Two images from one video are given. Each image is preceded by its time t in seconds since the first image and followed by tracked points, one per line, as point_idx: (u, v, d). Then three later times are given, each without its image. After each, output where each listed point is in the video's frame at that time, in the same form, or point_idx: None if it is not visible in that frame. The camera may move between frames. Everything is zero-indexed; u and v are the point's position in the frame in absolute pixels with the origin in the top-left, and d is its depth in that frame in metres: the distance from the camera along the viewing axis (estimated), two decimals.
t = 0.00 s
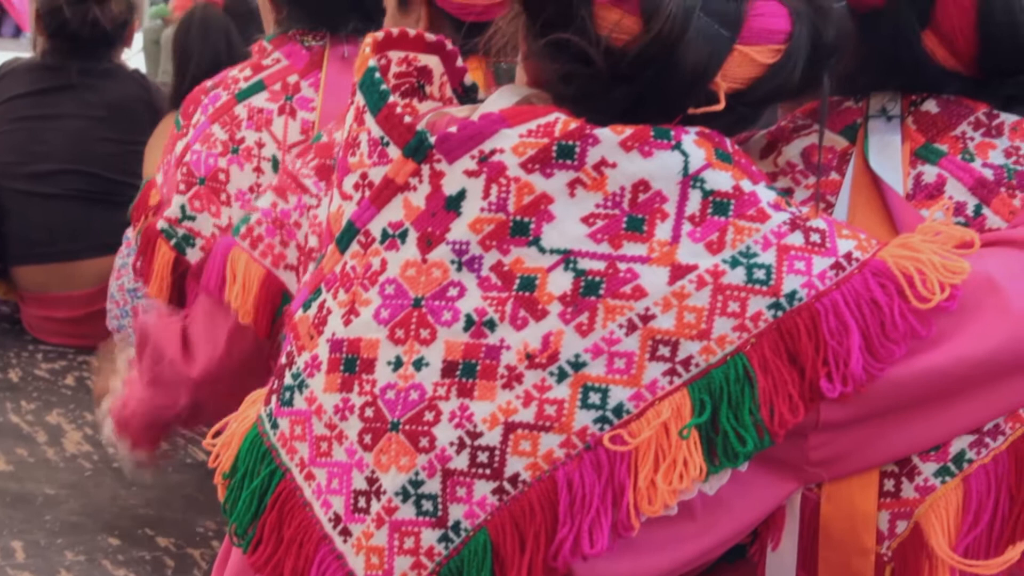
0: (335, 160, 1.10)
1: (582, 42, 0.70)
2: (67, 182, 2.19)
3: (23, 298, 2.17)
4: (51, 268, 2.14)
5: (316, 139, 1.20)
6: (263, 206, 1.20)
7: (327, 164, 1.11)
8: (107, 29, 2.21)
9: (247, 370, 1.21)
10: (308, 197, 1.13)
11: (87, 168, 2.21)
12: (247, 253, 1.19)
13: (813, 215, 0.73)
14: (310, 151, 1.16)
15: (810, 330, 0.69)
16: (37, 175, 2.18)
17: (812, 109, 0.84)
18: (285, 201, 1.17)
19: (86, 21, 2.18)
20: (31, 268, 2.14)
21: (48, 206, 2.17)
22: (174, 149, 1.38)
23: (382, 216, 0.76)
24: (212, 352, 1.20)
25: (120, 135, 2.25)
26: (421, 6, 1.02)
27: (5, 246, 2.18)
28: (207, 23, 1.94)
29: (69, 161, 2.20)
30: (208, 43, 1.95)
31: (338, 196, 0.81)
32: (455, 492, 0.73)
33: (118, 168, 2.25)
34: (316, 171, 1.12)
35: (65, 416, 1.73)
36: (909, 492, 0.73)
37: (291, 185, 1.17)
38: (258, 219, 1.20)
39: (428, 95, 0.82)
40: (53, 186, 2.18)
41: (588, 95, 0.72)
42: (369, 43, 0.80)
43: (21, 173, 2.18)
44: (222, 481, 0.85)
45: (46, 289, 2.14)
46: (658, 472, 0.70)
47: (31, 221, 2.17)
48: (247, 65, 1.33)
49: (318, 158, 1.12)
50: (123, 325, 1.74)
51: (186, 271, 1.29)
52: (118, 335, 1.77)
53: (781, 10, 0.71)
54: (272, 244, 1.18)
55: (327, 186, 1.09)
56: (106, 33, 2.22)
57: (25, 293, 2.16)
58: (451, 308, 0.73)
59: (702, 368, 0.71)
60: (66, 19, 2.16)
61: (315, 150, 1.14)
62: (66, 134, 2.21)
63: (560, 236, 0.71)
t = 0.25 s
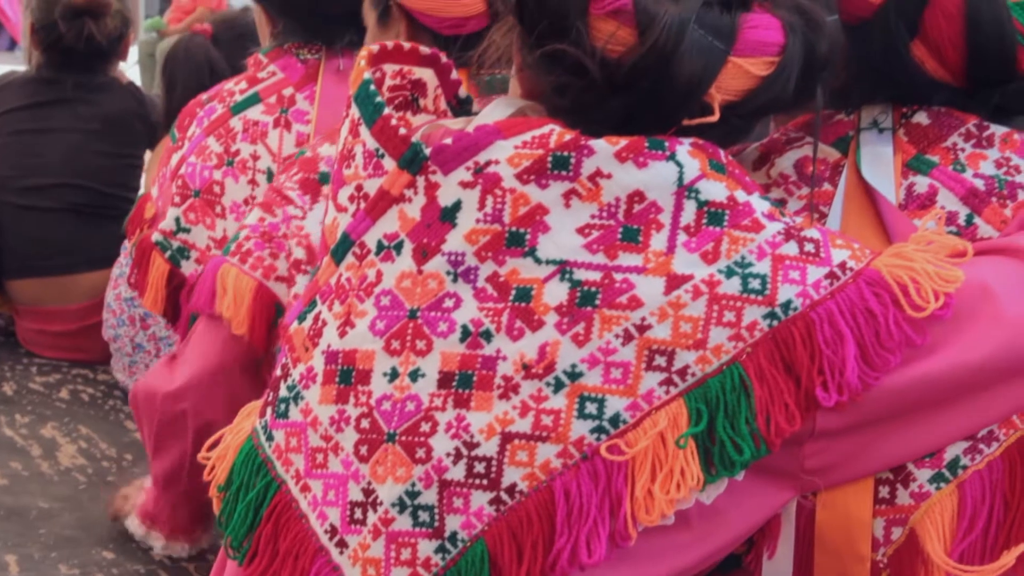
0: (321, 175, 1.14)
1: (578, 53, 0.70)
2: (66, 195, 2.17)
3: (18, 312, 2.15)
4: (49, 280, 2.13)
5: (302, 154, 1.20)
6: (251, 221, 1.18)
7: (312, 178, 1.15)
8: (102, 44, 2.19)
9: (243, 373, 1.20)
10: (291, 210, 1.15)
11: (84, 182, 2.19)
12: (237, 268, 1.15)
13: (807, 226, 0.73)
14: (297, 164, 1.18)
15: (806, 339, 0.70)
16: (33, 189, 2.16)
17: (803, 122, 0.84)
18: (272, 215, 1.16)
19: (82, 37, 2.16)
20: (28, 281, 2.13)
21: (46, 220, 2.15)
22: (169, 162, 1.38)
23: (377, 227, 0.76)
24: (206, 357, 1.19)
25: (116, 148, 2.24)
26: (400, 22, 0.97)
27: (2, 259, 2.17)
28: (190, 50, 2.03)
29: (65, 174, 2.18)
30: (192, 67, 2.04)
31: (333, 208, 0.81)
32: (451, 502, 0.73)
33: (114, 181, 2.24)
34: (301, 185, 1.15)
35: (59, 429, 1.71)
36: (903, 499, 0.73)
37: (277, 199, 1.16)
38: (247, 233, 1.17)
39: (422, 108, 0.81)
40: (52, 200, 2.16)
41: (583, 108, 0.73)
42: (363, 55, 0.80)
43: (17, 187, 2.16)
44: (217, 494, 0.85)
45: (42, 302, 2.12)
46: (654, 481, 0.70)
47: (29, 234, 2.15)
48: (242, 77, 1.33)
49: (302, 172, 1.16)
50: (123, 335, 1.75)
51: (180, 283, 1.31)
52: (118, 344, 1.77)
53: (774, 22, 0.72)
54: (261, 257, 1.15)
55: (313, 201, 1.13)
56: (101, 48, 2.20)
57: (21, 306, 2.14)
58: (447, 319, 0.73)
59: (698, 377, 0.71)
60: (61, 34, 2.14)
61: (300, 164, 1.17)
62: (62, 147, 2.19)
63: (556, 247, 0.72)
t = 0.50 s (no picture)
0: (304, 193, 1.09)
1: (572, 66, 0.70)
2: (59, 208, 2.14)
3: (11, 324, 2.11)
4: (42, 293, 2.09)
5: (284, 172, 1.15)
6: (234, 237, 1.14)
7: (294, 195, 1.10)
8: (100, 61, 2.19)
9: (235, 389, 1.15)
10: (272, 225, 1.10)
11: (78, 195, 2.15)
12: (222, 280, 1.11)
13: (801, 236, 0.73)
14: (279, 182, 1.13)
15: (801, 349, 0.70)
16: (26, 203, 2.12)
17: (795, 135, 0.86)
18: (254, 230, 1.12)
19: (80, 54, 2.16)
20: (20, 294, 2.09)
21: (40, 233, 2.11)
22: (164, 174, 1.38)
23: (372, 239, 0.76)
24: (192, 375, 1.14)
25: (110, 162, 2.20)
26: (377, 39, 1.05)
27: None
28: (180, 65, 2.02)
29: (59, 187, 2.14)
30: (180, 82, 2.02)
31: (328, 220, 0.81)
32: (448, 514, 0.73)
33: (109, 195, 2.21)
34: (282, 202, 1.10)
35: (53, 442, 1.69)
36: (898, 507, 0.73)
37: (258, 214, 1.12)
38: (231, 249, 1.13)
39: (416, 120, 0.81)
40: (45, 213, 2.13)
41: (577, 121, 0.73)
42: (360, 70, 0.80)
43: (9, 200, 2.11)
44: (212, 507, 0.85)
45: (35, 315, 2.08)
46: (652, 492, 0.70)
47: (23, 247, 2.10)
48: (236, 91, 1.33)
49: (284, 189, 1.11)
50: (117, 346, 1.71)
51: (174, 296, 1.30)
52: (114, 356, 1.74)
53: (768, 36, 0.72)
54: (245, 270, 1.10)
55: (296, 218, 1.08)
56: (99, 64, 2.19)
57: (14, 318, 2.10)
58: (443, 330, 0.73)
59: (695, 388, 0.71)
60: (58, 50, 2.14)
61: (282, 181, 1.12)
62: (56, 160, 2.14)
63: (552, 258, 0.72)
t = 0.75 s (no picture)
0: (289, 211, 1.10)
1: (565, 81, 0.71)
2: (53, 221, 2.13)
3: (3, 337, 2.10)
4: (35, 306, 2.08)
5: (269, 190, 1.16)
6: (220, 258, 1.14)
7: (280, 214, 1.11)
8: (98, 72, 2.16)
9: (226, 413, 1.14)
10: (258, 244, 1.12)
11: (71, 208, 2.15)
12: (208, 303, 1.12)
13: (794, 249, 0.74)
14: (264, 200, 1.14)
15: (795, 362, 0.70)
16: (20, 215, 2.12)
17: (788, 147, 0.86)
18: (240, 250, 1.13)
19: (78, 65, 2.13)
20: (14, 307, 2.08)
21: (33, 245, 2.11)
22: (157, 187, 1.38)
23: (366, 252, 0.76)
24: (185, 402, 1.13)
25: (105, 175, 2.19)
26: (360, 54, 1.05)
27: None
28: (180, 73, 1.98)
29: (53, 200, 2.13)
30: (179, 90, 1.97)
31: (321, 233, 0.81)
32: (442, 527, 0.73)
33: (103, 208, 2.20)
34: (267, 221, 1.12)
35: (46, 455, 1.67)
36: (892, 519, 0.73)
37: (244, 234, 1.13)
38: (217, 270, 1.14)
39: (409, 134, 0.81)
40: (38, 225, 2.12)
41: (571, 134, 0.74)
42: (354, 83, 0.81)
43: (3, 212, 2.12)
44: (206, 521, 0.85)
45: (28, 328, 2.08)
46: (646, 505, 0.70)
47: (15, 258, 2.10)
48: (231, 103, 1.33)
49: (269, 209, 1.12)
50: (112, 359, 1.74)
51: (167, 309, 1.30)
52: (108, 369, 1.76)
53: (761, 51, 0.72)
54: (231, 291, 1.12)
55: (281, 237, 1.10)
56: (97, 76, 2.17)
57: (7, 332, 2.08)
58: (437, 344, 0.73)
59: (689, 401, 0.71)
60: (56, 62, 2.12)
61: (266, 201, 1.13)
62: (50, 173, 2.14)
63: (546, 271, 0.72)
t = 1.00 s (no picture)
0: (279, 227, 1.11)
1: (557, 97, 0.71)
2: (47, 236, 2.13)
3: None
4: (32, 321, 2.08)
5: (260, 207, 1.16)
6: (211, 275, 1.13)
7: (270, 231, 1.12)
8: (94, 87, 2.17)
9: (220, 430, 1.15)
10: (248, 260, 1.11)
11: (66, 223, 2.15)
12: (200, 321, 1.12)
13: (787, 265, 0.73)
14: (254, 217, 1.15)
15: (788, 379, 0.70)
16: (15, 230, 2.12)
17: (781, 162, 0.86)
18: (229, 267, 1.12)
19: (74, 80, 2.14)
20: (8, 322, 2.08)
21: (28, 260, 2.10)
22: (151, 203, 1.38)
23: (359, 268, 0.76)
24: (178, 421, 1.14)
25: (99, 190, 2.19)
26: (349, 70, 1.05)
27: None
28: (176, 84, 1.94)
29: (48, 215, 2.13)
30: (176, 101, 1.94)
31: (315, 249, 0.81)
32: (435, 544, 0.73)
33: (97, 223, 2.19)
34: (257, 237, 1.12)
35: (39, 471, 1.67)
36: (886, 536, 0.74)
37: (234, 250, 1.13)
38: (208, 287, 1.13)
39: (403, 149, 0.81)
40: (33, 240, 2.12)
41: (564, 150, 0.74)
42: (346, 99, 0.81)
43: None
44: (199, 538, 0.85)
45: (23, 343, 2.08)
46: (639, 522, 0.70)
47: (10, 273, 2.09)
48: (223, 119, 1.33)
49: (259, 225, 1.13)
50: (105, 375, 1.74)
51: (161, 323, 1.30)
52: (100, 384, 1.76)
53: (753, 66, 0.72)
54: (223, 308, 1.11)
55: (271, 253, 1.10)
56: (93, 91, 2.17)
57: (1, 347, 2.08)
58: (430, 360, 0.73)
59: (682, 417, 0.71)
60: (52, 77, 2.13)
61: (256, 217, 1.14)
62: (45, 188, 2.14)
63: (539, 287, 0.72)
